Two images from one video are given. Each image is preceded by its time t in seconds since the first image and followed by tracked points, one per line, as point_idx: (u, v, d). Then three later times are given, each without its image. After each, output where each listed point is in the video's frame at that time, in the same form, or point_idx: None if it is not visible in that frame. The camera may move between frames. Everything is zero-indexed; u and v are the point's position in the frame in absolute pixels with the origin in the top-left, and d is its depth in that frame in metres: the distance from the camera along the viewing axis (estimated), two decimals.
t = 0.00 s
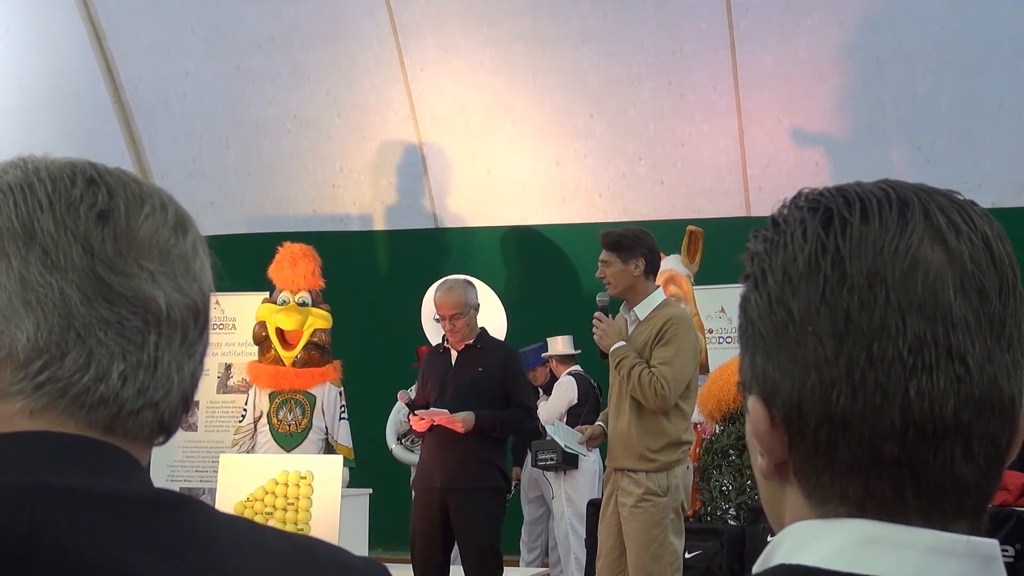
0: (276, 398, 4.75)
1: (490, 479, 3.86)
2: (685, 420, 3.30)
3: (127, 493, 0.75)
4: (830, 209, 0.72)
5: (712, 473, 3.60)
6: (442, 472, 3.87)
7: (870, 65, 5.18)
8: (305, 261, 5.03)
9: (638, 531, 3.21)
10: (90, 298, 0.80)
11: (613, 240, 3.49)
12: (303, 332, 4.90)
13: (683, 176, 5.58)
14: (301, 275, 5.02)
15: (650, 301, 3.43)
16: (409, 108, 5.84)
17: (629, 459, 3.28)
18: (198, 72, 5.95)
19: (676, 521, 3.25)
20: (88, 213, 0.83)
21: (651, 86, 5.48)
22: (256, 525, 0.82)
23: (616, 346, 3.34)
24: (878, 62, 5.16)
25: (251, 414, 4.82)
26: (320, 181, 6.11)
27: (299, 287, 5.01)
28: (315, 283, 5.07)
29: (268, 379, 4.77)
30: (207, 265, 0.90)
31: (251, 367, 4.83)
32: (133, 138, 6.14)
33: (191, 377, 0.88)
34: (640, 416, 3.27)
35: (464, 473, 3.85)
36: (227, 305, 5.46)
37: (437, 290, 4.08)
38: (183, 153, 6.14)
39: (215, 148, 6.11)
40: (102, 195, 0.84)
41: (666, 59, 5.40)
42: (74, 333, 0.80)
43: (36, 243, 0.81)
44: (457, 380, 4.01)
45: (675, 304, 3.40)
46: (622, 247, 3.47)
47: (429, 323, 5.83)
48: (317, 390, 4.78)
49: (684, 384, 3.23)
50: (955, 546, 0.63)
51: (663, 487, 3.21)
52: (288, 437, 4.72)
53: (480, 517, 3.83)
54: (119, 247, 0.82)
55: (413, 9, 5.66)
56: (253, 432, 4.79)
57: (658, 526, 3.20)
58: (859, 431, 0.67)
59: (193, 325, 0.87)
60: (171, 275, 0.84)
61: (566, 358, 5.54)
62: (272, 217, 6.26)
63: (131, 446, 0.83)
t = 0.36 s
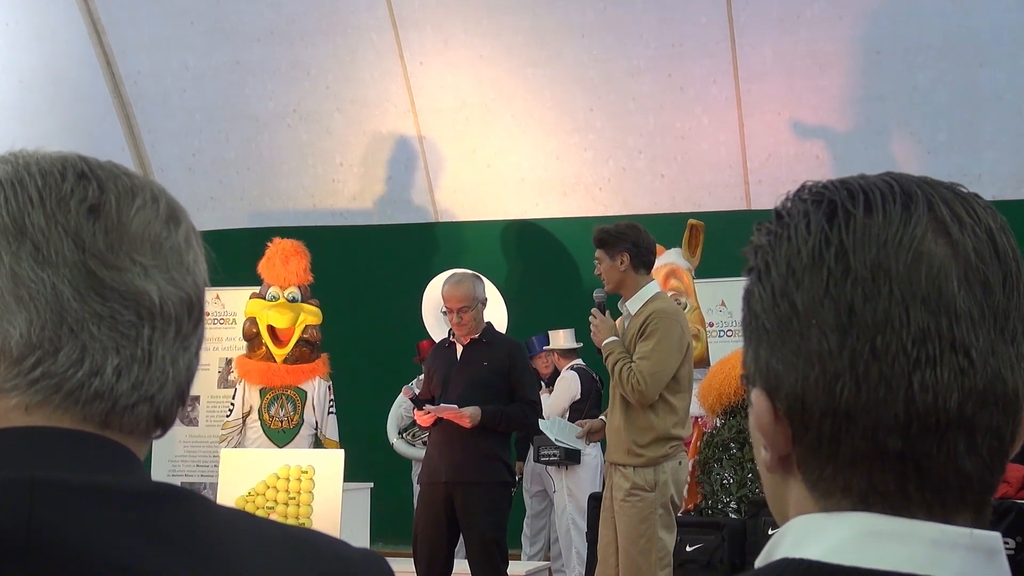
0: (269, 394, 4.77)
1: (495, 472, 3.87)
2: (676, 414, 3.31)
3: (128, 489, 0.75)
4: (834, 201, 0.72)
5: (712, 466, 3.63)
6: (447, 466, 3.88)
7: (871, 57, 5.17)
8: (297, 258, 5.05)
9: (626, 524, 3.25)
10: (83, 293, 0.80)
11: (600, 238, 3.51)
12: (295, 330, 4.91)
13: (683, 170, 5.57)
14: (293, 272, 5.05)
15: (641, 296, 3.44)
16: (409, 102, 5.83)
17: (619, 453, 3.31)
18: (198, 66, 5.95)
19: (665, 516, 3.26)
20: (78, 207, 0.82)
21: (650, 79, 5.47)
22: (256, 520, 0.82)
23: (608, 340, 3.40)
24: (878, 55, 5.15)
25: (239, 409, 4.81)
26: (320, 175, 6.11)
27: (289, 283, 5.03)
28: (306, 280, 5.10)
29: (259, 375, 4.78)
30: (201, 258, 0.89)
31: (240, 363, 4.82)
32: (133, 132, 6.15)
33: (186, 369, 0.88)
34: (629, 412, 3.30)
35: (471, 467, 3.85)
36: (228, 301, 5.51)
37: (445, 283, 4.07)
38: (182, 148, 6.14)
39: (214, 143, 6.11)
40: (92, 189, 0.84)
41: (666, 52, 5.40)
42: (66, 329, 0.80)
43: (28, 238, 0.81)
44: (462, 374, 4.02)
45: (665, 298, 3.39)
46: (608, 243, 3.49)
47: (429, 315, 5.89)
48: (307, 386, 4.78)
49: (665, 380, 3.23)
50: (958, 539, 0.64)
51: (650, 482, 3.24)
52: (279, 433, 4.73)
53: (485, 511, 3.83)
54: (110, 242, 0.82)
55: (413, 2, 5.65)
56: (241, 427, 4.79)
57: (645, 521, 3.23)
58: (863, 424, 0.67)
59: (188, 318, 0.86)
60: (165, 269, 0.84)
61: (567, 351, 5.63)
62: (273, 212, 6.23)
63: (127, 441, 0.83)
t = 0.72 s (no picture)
0: (277, 389, 4.76)
1: (497, 467, 3.88)
2: (673, 408, 3.31)
3: (127, 483, 0.75)
4: (838, 192, 0.72)
5: (713, 461, 3.70)
6: (450, 461, 3.89)
7: (871, 52, 5.17)
8: (306, 253, 5.05)
9: (624, 520, 3.25)
10: (73, 282, 0.80)
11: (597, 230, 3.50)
12: (303, 323, 4.92)
13: (683, 166, 5.58)
14: (301, 267, 5.04)
15: (639, 288, 3.43)
16: (410, 97, 5.83)
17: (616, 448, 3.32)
18: (198, 62, 5.94)
19: (662, 511, 3.26)
20: (67, 196, 0.82)
21: (650, 74, 5.47)
22: (261, 512, 0.83)
23: (604, 334, 3.43)
24: (878, 49, 5.15)
25: (247, 405, 4.79)
26: (320, 171, 6.11)
27: (298, 278, 5.02)
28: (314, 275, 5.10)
29: (267, 370, 4.76)
30: (197, 245, 0.89)
31: (249, 359, 4.80)
32: (133, 128, 6.14)
33: (185, 357, 0.87)
34: (624, 406, 3.32)
35: (473, 462, 3.86)
36: (228, 296, 5.50)
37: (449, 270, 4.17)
38: (183, 144, 6.14)
39: (215, 138, 6.10)
40: (81, 178, 0.84)
41: (666, 47, 5.40)
42: (58, 318, 0.80)
43: (17, 228, 0.81)
44: (464, 368, 4.02)
45: (658, 291, 3.40)
46: (604, 237, 3.49)
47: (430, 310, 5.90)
48: (315, 381, 4.79)
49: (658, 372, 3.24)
50: (962, 530, 0.64)
51: (647, 477, 3.24)
52: (289, 428, 4.73)
53: (490, 506, 3.84)
54: (100, 229, 0.82)
55: None
56: (248, 424, 4.75)
57: (642, 515, 3.23)
58: (869, 415, 0.67)
59: (183, 304, 0.85)
60: (156, 256, 0.83)
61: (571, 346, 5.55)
62: (274, 207, 6.25)
63: (129, 432, 0.83)
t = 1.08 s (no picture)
0: (286, 384, 4.76)
1: (499, 463, 3.87)
2: (670, 402, 3.35)
3: (122, 478, 0.75)
4: (842, 187, 0.72)
5: (714, 456, 3.71)
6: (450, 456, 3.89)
7: (871, 48, 5.16)
8: (312, 248, 5.07)
9: (621, 515, 3.26)
10: None
11: (604, 223, 3.53)
12: (311, 319, 4.91)
13: (683, 161, 5.57)
14: (308, 262, 5.07)
15: (635, 286, 3.47)
16: (410, 92, 5.83)
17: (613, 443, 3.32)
18: (198, 57, 5.93)
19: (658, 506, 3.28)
20: None
21: (650, 70, 5.48)
22: (264, 505, 0.83)
23: (600, 329, 3.41)
24: (878, 45, 5.15)
25: (259, 401, 4.83)
26: (321, 166, 6.11)
27: (305, 274, 5.05)
28: (322, 270, 5.12)
29: (275, 366, 4.78)
30: (105, 229, 0.78)
31: (258, 354, 4.85)
32: (134, 123, 6.14)
33: (89, 345, 0.78)
34: (623, 399, 3.32)
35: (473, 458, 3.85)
36: (228, 292, 5.51)
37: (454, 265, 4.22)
38: (183, 139, 6.13)
39: (216, 134, 6.10)
40: None
41: (666, 43, 5.39)
42: None
43: None
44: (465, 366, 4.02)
45: (657, 288, 3.42)
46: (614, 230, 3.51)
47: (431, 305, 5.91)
48: (324, 377, 4.77)
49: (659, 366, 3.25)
50: (966, 525, 0.64)
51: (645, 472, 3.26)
52: (296, 424, 4.70)
53: (490, 503, 3.84)
54: None
55: None
56: (261, 419, 4.81)
57: (639, 510, 3.25)
58: (872, 409, 0.67)
59: (60, 292, 0.76)
60: (29, 253, 0.76)
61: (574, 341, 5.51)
62: (274, 203, 6.23)
63: (133, 420, 0.82)
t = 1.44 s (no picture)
0: (288, 382, 4.76)
1: (499, 461, 3.88)
2: (661, 401, 3.45)
3: (124, 476, 0.75)
4: (842, 184, 0.72)
5: (714, 454, 3.72)
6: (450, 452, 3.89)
7: (872, 45, 5.16)
8: (307, 246, 5.06)
9: (607, 509, 3.37)
10: None
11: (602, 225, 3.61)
12: (309, 317, 4.91)
13: (684, 159, 5.57)
14: (305, 260, 5.06)
15: (633, 286, 3.58)
16: (410, 90, 5.84)
17: (602, 438, 3.41)
18: (198, 55, 5.92)
19: (643, 504, 3.40)
20: None
21: (651, 68, 5.47)
22: (267, 501, 0.83)
23: (598, 326, 3.50)
24: (878, 42, 5.14)
25: (261, 401, 4.84)
26: (322, 163, 6.13)
27: (303, 272, 5.04)
28: (320, 268, 5.11)
29: (276, 364, 4.79)
30: (85, 236, 0.79)
31: (260, 353, 4.85)
32: (133, 121, 6.14)
33: (72, 350, 0.78)
34: (615, 395, 3.41)
35: (474, 455, 3.86)
36: (227, 290, 5.51)
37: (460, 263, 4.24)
38: (183, 137, 6.13)
39: (216, 131, 6.10)
40: None
41: (666, 40, 5.39)
42: None
43: None
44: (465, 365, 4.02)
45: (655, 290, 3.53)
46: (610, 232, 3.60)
47: (431, 301, 5.92)
48: (324, 374, 4.78)
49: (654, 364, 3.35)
50: (967, 521, 0.64)
51: (632, 469, 3.37)
52: (297, 422, 4.71)
53: (490, 501, 3.84)
54: None
55: None
56: (264, 418, 4.81)
57: (625, 505, 3.36)
58: (871, 405, 0.67)
59: (37, 298, 0.77)
60: (7, 264, 0.77)
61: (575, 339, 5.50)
62: (273, 201, 6.24)
63: (128, 420, 0.82)
